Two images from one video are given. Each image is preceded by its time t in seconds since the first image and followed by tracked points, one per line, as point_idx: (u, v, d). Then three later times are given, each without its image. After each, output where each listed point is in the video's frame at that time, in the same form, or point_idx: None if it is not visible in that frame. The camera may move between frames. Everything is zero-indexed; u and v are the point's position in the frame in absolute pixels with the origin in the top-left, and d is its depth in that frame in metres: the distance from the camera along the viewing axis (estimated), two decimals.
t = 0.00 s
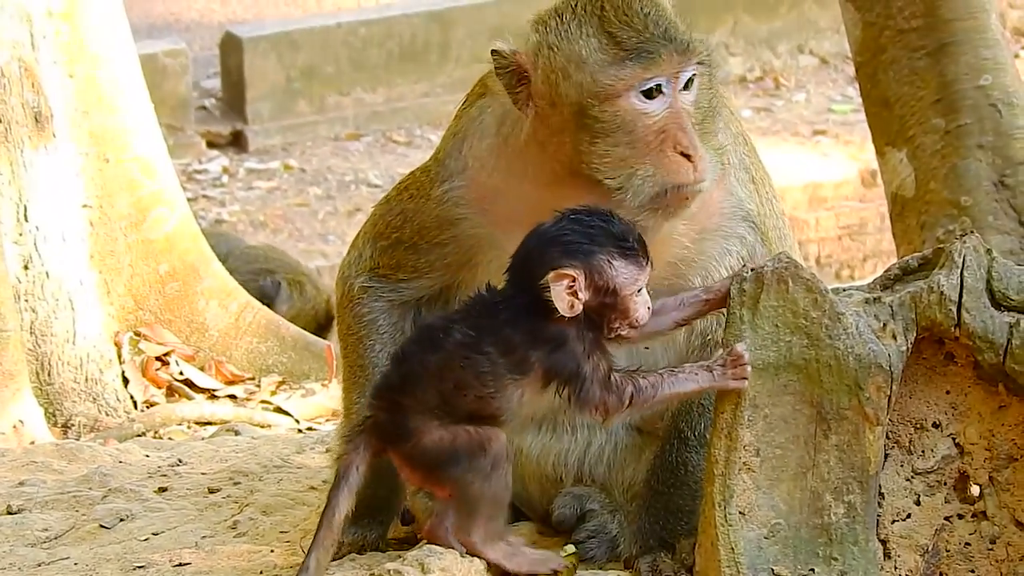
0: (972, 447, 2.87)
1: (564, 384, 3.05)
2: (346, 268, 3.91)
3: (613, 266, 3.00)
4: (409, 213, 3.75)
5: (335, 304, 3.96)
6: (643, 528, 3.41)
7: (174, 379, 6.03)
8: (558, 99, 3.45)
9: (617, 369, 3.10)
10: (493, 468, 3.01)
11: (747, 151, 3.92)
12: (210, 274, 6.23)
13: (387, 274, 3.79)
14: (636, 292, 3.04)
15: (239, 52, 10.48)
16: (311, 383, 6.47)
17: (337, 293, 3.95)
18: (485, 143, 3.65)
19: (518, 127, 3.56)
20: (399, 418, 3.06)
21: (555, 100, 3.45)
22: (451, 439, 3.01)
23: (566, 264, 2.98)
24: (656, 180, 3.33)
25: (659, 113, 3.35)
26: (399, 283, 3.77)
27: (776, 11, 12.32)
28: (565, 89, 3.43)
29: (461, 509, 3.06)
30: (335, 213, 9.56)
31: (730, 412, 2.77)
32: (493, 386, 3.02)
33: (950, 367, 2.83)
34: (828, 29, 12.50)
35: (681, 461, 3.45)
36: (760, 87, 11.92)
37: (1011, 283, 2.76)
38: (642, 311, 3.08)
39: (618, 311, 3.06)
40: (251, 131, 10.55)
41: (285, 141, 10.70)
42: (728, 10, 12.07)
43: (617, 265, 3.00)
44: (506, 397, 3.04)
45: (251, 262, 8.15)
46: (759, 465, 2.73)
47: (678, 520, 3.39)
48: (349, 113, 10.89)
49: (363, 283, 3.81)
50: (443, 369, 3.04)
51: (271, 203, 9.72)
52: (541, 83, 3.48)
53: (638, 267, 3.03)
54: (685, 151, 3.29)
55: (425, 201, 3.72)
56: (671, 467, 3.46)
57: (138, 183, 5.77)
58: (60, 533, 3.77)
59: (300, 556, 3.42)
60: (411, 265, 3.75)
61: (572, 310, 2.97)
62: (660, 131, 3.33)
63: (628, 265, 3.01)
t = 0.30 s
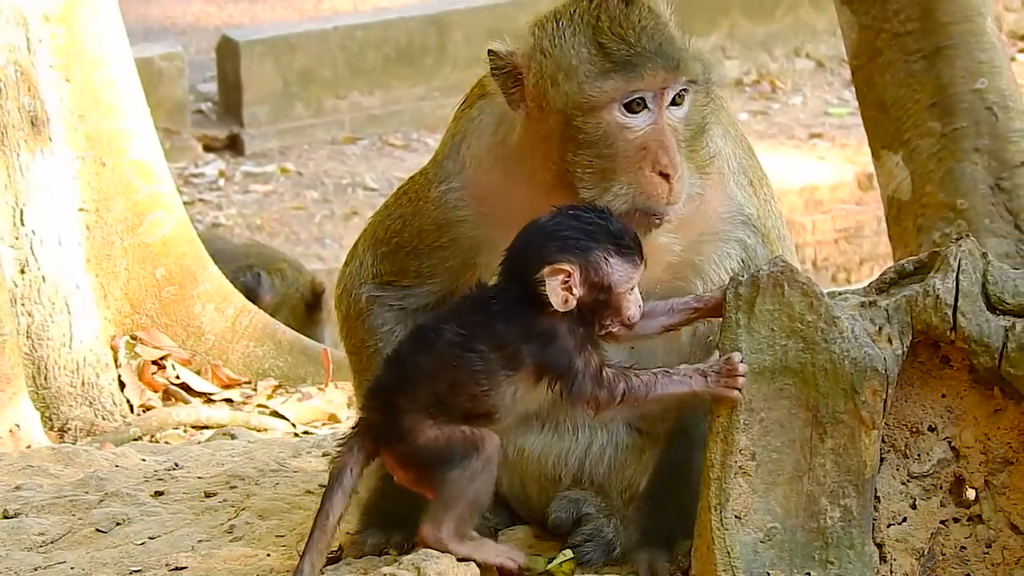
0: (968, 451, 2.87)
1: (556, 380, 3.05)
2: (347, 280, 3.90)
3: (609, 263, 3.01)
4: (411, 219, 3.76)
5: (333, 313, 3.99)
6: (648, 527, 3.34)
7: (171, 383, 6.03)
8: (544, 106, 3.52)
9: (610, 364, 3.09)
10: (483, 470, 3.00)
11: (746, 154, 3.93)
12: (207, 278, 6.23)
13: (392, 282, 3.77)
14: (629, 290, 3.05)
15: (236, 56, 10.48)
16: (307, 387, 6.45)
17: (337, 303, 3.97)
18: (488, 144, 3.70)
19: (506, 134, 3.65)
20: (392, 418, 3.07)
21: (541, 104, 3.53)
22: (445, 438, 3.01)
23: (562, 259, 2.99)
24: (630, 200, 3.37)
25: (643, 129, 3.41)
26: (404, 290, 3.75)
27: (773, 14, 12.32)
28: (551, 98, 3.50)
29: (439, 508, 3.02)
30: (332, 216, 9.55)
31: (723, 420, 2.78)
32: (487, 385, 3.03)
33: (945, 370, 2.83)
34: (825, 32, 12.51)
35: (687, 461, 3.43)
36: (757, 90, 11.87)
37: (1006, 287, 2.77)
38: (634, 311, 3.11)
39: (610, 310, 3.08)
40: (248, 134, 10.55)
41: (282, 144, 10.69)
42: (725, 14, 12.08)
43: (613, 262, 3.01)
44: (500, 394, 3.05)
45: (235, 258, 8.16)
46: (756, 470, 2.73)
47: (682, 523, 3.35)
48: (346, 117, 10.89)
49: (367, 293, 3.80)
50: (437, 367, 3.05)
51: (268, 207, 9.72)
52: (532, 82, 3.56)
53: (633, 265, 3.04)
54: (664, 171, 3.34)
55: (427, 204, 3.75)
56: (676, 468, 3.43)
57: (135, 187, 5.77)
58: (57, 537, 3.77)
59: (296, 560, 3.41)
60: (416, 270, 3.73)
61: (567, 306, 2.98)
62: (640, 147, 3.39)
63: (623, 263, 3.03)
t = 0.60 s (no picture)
0: (963, 453, 2.87)
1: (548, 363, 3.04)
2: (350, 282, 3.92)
3: (589, 235, 2.95)
4: (416, 223, 3.79)
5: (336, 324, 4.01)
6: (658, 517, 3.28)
7: (165, 386, 6.02)
8: (555, 125, 3.60)
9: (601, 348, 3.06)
10: (478, 468, 3.06)
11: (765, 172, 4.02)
12: (202, 280, 6.21)
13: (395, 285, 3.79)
14: (610, 262, 2.99)
15: (230, 58, 10.46)
16: (301, 388, 6.45)
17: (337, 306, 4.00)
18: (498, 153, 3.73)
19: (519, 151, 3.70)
20: (382, 411, 3.11)
21: (553, 125, 3.61)
22: (439, 437, 3.05)
23: (539, 232, 2.93)
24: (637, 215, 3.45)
25: (649, 147, 3.48)
26: (409, 295, 3.76)
27: (767, 15, 12.46)
28: (563, 117, 3.58)
29: (440, 507, 3.07)
30: (326, 218, 9.55)
31: (717, 422, 2.81)
32: (475, 369, 3.03)
33: (940, 372, 2.84)
34: (819, 33, 12.53)
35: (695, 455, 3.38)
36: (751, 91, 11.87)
37: (1001, 290, 2.77)
38: (618, 285, 3.04)
39: (593, 282, 3.01)
40: (242, 136, 10.54)
41: (277, 145, 10.67)
42: (719, 15, 12.10)
43: (591, 232, 2.96)
44: (489, 378, 3.05)
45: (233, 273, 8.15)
46: (751, 472, 2.75)
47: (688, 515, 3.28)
48: (340, 118, 10.87)
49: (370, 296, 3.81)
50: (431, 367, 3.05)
51: (262, 209, 9.72)
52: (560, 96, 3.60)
53: (612, 236, 2.99)
54: (671, 190, 3.42)
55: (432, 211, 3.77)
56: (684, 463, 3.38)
57: (130, 190, 5.76)
58: (51, 539, 3.77)
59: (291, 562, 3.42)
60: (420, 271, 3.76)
61: (549, 279, 2.93)
62: (649, 166, 3.46)
63: (602, 233, 2.97)
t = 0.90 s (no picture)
0: (960, 451, 2.89)
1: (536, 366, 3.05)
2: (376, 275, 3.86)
3: (557, 236, 2.98)
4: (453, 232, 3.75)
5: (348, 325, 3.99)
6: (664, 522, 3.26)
7: (161, 387, 6.01)
8: (627, 177, 3.56)
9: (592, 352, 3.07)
10: (438, 465, 3.06)
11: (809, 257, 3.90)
12: (197, 280, 6.19)
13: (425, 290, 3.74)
14: (582, 261, 3.02)
15: (224, 59, 10.45)
16: (297, 390, 6.49)
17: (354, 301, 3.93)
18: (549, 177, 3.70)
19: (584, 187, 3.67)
20: (357, 418, 3.12)
21: (624, 174, 3.56)
22: (401, 437, 3.06)
23: (508, 239, 2.96)
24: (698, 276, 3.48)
25: (720, 215, 3.43)
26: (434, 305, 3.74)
27: (761, 15, 12.47)
28: (634, 170, 3.53)
29: (410, 509, 3.09)
30: (321, 219, 9.64)
31: (715, 421, 2.80)
32: (453, 376, 3.03)
33: (937, 370, 2.85)
34: (813, 34, 12.55)
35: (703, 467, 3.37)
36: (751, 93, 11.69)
37: (998, 288, 2.78)
38: (591, 283, 3.07)
39: (566, 283, 3.04)
40: (237, 138, 10.52)
41: (271, 147, 10.66)
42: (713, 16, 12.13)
43: (560, 233, 2.99)
44: (469, 384, 3.04)
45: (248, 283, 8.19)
46: (748, 471, 2.75)
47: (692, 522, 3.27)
48: (335, 120, 10.86)
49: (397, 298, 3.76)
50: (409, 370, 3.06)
51: (257, 211, 9.72)
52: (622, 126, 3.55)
53: (582, 235, 3.02)
54: (734, 260, 3.39)
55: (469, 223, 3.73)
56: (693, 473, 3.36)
57: (125, 191, 5.75)
58: (49, 541, 3.77)
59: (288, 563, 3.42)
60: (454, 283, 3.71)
61: (523, 284, 2.96)
62: (717, 234, 3.43)
63: (571, 233, 3.00)
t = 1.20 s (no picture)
0: (957, 451, 2.89)
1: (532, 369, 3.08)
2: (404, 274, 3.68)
3: (552, 245, 3.02)
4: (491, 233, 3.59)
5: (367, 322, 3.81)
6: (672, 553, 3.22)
7: (158, 388, 6.03)
8: (683, 200, 3.49)
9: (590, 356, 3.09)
10: (435, 465, 3.06)
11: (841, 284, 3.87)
12: (193, 281, 6.19)
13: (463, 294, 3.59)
14: (578, 268, 3.06)
15: (220, 61, 10.44)
16: (294, 390, 6.46)
17: (378, 299, 3.75)
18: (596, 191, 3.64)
19: (635, 208, 3.62)
20: (351, 417, 3.12)
21: (681, 196, 3.49)
22: (399, 438, 3.06)
23: (505, 249, 2.98)
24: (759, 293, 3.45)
25: (779, 233, 3.40)
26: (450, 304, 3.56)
27: (757, 16, 12.52)
28: (692, 191, 3.45)
29: (409, 509, 3.07)
30: (318, 221, 9.61)
31: (711, 422, 2.81)
32: (448, 376, 3.05)
33: (934, 370, 2.86)
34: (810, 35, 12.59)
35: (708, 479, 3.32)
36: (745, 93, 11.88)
37: (994, 287, 2.78)
38: (588, 287, 3.11)
39: (563, 288, 3.08)
40: (233, 140, 10.51)
41: (268, 150, 10.64)
42: (710, 16, 12.16)
43: (556, 242, 3.02)
44: (464, 384, 3.06)
45: (270, 287, 8.17)
46: (744, 470, 2.76)
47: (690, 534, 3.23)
48: (331, 121, 10.84)
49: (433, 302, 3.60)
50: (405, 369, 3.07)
51: (254, 213, 9.70)
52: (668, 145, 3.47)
53: (578, 243, 3.05)
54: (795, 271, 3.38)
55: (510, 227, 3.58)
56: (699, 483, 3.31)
57: (122, 192, 5.75)
58: (45, 543, 3.79)
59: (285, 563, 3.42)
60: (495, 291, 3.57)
61: (519, 293, 2.99)
62: (776, 250, 3.40)
63: (567, 242, 3.04)
